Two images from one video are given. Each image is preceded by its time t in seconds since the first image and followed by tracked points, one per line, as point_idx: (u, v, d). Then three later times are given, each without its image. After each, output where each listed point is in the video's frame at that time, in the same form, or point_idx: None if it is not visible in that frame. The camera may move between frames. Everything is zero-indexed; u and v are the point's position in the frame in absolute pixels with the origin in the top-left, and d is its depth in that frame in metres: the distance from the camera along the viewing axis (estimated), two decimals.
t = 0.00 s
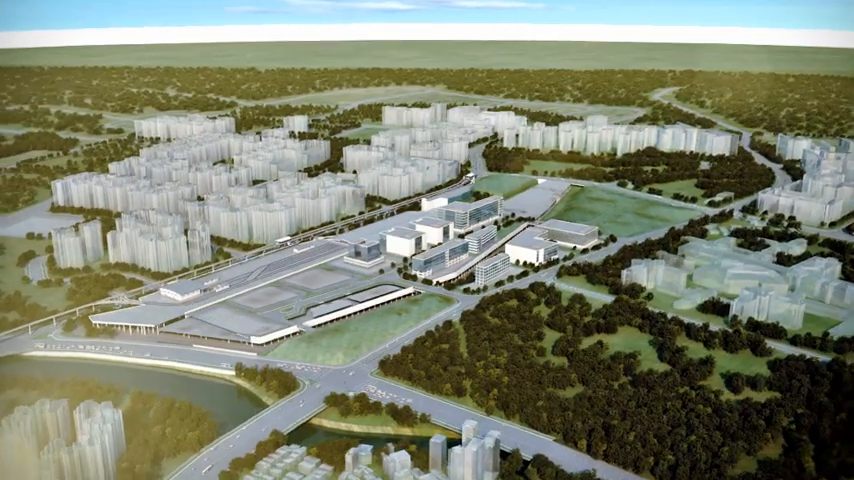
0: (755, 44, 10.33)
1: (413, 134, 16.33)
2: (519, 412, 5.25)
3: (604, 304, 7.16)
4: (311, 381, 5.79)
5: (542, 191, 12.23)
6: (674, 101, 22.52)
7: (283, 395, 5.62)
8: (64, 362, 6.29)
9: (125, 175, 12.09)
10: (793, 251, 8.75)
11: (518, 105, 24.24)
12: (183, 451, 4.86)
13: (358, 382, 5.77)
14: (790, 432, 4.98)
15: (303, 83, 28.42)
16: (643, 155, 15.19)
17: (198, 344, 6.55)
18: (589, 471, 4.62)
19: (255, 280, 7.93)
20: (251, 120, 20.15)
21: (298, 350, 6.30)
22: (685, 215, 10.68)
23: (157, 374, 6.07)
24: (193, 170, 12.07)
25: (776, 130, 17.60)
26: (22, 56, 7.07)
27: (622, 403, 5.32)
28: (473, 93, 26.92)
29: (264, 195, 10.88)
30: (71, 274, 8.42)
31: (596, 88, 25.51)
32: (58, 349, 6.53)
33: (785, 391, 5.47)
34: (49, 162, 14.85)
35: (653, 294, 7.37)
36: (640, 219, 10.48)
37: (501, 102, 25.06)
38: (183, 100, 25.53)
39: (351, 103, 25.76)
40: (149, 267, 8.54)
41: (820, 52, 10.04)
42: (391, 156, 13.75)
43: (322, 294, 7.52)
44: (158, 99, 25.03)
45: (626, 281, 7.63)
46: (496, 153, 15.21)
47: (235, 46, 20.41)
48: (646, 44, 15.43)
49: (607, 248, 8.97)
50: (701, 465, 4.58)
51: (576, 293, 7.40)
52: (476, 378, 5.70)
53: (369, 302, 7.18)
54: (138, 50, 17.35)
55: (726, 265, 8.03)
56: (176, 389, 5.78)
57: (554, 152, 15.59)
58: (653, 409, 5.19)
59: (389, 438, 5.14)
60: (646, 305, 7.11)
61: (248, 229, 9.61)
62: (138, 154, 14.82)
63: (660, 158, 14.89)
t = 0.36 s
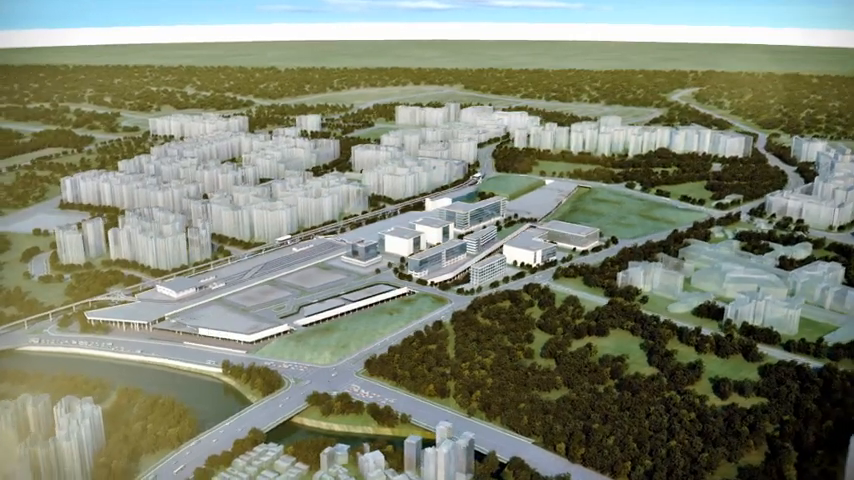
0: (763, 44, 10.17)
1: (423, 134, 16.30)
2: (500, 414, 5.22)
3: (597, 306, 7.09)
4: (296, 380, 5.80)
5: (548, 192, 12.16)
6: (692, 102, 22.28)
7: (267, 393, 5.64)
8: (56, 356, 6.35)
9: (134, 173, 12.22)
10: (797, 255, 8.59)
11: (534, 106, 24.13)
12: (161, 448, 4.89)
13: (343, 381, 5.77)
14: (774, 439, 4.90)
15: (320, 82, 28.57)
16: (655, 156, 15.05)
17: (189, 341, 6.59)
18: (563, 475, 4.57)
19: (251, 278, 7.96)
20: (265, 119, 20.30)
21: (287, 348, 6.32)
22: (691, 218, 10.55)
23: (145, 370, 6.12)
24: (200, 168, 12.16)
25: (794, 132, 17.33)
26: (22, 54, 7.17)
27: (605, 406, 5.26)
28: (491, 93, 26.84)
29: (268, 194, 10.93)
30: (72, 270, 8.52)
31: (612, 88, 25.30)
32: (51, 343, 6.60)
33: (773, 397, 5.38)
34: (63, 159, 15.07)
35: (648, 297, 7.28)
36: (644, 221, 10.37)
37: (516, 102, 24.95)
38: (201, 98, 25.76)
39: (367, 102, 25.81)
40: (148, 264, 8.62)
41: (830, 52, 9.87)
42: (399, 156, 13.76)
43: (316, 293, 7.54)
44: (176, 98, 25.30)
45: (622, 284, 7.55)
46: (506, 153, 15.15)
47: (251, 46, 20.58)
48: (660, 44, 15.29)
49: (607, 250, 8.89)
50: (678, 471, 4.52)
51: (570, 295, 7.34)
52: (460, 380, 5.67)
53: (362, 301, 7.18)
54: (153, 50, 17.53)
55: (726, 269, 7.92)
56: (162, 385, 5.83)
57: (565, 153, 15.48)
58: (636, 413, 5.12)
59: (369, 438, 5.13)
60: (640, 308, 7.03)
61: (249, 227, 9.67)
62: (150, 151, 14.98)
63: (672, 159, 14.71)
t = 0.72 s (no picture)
0: (772, 44, 10.01)
1: (434, 134, 16.27)
2: (481, 415, 5.20)
3: (590, 309, 7.02)
4: (281, 378, 5.82)
5: (554, 193, 12.08)
6: (711, 103, 22.00)
7: (252, 390, 5.66)
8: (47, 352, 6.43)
9: (142, 171, 12.34)
10: (801, 259, 8.44)
11: (549, 106, 24.00)
12: (140, 444, 4.94)
13: (328, 380, 5.77)
14: (757, 446, 4.82)
15: (337, 81, 28.65)
16: (667, 157, 14.88)
17: (180, 338, 6.64)
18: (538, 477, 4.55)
19: (247, 276, 8.00)
20: (280, 118, 20.38)
21: (275, 347, 6.34)
22: (697, 220, 10.41)
23: (135, 367, 6.18)
24: (208, 166, 12.25)
25: (812, 134, 17.03)
26: (23, 53, 7.28)
27: (587, 409, 5.21)
28: (508, 93, 26.73)
29: (272, 192, 10.98)
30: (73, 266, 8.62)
31: (630, 89, 25.07)
32: (44, 338, 6.68)
33: (759, 404, 5.30)
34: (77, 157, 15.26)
35: (643, 300, 7.20)
36: (648, 223, 10.26)
37: (532, 102, 24.84)
38: (219, 97, 25.97)
39: (382, 102, 25.86)
40: (148, 261, 8.69)
41: (840, 53, 9.68)
42: (407, 155, 13.75)
43: (310, 292, 7.55)
44: (194, 97, 25.52)
45: (618, 286, 7.48)
46: (515, 154, 15.07)
47: (267, 45, 20.68)
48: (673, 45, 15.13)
49: (607, 252, 8.81)
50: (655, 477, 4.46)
51: (564, 297, 7.28)
52: (444, 381, 5.64)
53: (354, 301, 7.18)
54: (168, 49, 17.70)
55: (725, 272, 7.80)
56: (150, 381, 5.88)
57: (575, 154, 15.36)
58: (617, 417, 5.07)
59: (348, 438, 5.12)
60: (633, 311, 6.95)
61: (250, 225, 9.73)
62: (161, 149, 15.11)
63: (683, 161, 14.54)
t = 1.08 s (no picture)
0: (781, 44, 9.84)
1: (445, 134, 16.24)
2: (461, 417, 5.18)
3: (583, 311, 6.97)
4: (266, 377, 5.84)
5: (560, 194, 12.00)
6: (730, 104, 21.70)
7: (237, 388, 5.69)
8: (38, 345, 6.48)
9: (151, 169, 12.47)
10: (804, 263, 8.30)
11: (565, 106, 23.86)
12: (120, 440, 4.97)
13: (313, 379, 5.78)
14: (738, 452, 4.75)
15: (355, 80, 28.70)
16: (679, 159, 14.71)
17: (172, 335, 6.69)
18: None
19: (244, 274, 8.04)
20: (294, 117, 20.47)
21: (264, 345, 6.36)
22: (702, 222, 10.29)
23: (125, 363, 6.24)
24: (215, 165, 12.34)
25: (831, 136, 16.71)
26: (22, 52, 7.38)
27: (568, 413, 5.17)
28: (525, 92, 26.61)
29: (276, 191, 11.03)
30: (76, 262, 8.73)
31: (648, 89, 24.83)
32: (40, 333, 6.76)
33: (745, 409, 5.22)
34: (91, 154, 15.45)
35: (638, 303, 7.13)
36: (652, 225, 10.15)
37: (548, 103, 24.72)
38: (236, 96, 26.18)
39: (398, 101, 25.88)
40: (149, 258, 8.78)
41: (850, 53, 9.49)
42: (415, 155, 13.73)
43: (305, 290, 7.57)
44: (212, 96, 25.71)
45: (613, 288, 7.41)
46: (525, 154, 15.00)
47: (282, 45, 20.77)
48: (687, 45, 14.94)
49: (607, 254, 8.73)
50: None
51: (558, 299, 7.23)
52: (428, 381, 5.62)
53: (347, 300, 7.19)
54: (183, 49, 17.86)
55: (724, 276, 7.69)
56: (138, 378, 5.93)
57: (586, 155, 15.25)
58: (598, 421, 5.02)
59: (328, 437, 5.13)
60: (626, 314, 6.89)
61: (251, 224, 9.80)
62: (173, 147, 15.25)
63: (694, 163, 14.36)
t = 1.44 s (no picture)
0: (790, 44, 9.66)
1: (455, 133, 16.19)
2: (441, 419, 5.16)
3: (576, 313, 6.91)
4: (252, 375, 5.86)
5: (567, 195, 11.91)
6: (749, 105, 21.37)
7: (222, 386, 5.71)
8: (33, 340, 6.57)
9: (160, 167, 12.58)
10: (807, 268, 8.15)
11: (582, 107, 23.69)
12: (102, 434, 5.01)
13: (298, 377, 5.80)
14: (719, 459, 4.68)
15: (373, 80, 28.74)
16: (691, 160, 14.53)
17: (165, 332, 6.74)
18: None
19: (241, 272, 8.08)
20: (308, 116, 20.53)
21: (253, 343, 6.39)
22: (707, 225, 10.15)
23: (116, 359, 6.30)
24: (223, 163, 12.42)
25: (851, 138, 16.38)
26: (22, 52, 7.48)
27: (549, 416, 5.12)
28: (542, 92, 26.48)
29: (280, 190, 11.07)
30: (78, 258, 8.84)
31: (666, 90, 24.56)
32: (36, 329, 6.86)
33: (730, 415, 5.15)
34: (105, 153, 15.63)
35: (632, 306, 7.06)
36: (656, 227, 10.03)
37: (565, 103, 24.58)
38: (255, 95, 26.38)
39: (414, 101, 25.87)
40: (149, 255, 8.85)
41: None
42: (423, 155, 13.71)
43: (299, 289, 7.59)
44: (230, 95, 25.88)
45: (607, 290, 7.33)
46: (535, 154, 14.91)
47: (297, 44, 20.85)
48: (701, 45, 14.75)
49: (606, 256, 8.66)
50: None
51: (551, 301, 7.18)
52: (411, 382, 5.60)
53: (339, 299, 7.19)
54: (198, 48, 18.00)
55: (724, 280, 7.58)
56: (126, 374, 5.98)
57: (596, 156, 15.13)
58: (578, 425, 4.97)
59: (308, 436, 5.14)
60: (619, 317, 6.81)
61: (253, 222, 9.85)
62: (185, 146, 15.37)
63: (706, 164, 14.18)
